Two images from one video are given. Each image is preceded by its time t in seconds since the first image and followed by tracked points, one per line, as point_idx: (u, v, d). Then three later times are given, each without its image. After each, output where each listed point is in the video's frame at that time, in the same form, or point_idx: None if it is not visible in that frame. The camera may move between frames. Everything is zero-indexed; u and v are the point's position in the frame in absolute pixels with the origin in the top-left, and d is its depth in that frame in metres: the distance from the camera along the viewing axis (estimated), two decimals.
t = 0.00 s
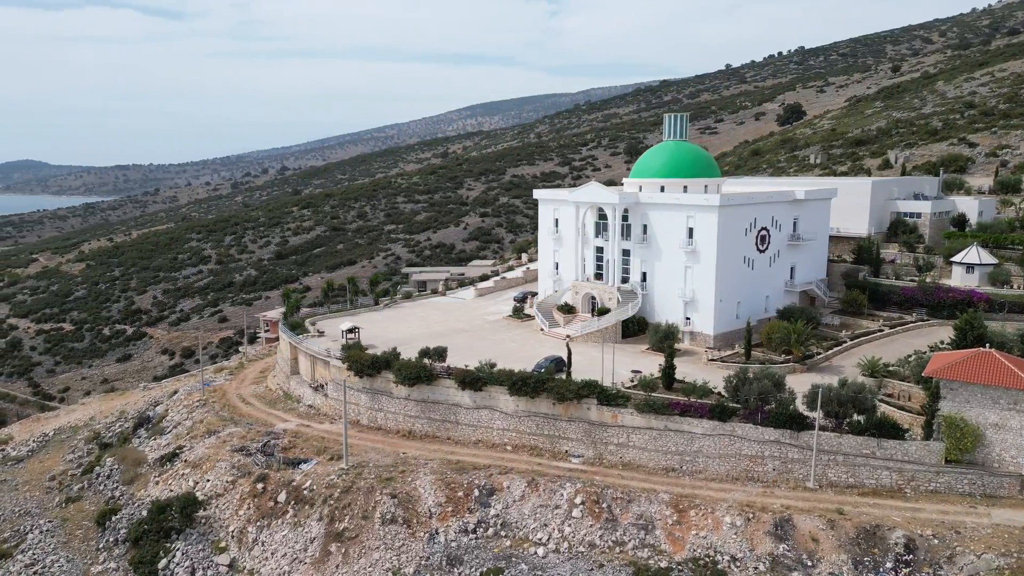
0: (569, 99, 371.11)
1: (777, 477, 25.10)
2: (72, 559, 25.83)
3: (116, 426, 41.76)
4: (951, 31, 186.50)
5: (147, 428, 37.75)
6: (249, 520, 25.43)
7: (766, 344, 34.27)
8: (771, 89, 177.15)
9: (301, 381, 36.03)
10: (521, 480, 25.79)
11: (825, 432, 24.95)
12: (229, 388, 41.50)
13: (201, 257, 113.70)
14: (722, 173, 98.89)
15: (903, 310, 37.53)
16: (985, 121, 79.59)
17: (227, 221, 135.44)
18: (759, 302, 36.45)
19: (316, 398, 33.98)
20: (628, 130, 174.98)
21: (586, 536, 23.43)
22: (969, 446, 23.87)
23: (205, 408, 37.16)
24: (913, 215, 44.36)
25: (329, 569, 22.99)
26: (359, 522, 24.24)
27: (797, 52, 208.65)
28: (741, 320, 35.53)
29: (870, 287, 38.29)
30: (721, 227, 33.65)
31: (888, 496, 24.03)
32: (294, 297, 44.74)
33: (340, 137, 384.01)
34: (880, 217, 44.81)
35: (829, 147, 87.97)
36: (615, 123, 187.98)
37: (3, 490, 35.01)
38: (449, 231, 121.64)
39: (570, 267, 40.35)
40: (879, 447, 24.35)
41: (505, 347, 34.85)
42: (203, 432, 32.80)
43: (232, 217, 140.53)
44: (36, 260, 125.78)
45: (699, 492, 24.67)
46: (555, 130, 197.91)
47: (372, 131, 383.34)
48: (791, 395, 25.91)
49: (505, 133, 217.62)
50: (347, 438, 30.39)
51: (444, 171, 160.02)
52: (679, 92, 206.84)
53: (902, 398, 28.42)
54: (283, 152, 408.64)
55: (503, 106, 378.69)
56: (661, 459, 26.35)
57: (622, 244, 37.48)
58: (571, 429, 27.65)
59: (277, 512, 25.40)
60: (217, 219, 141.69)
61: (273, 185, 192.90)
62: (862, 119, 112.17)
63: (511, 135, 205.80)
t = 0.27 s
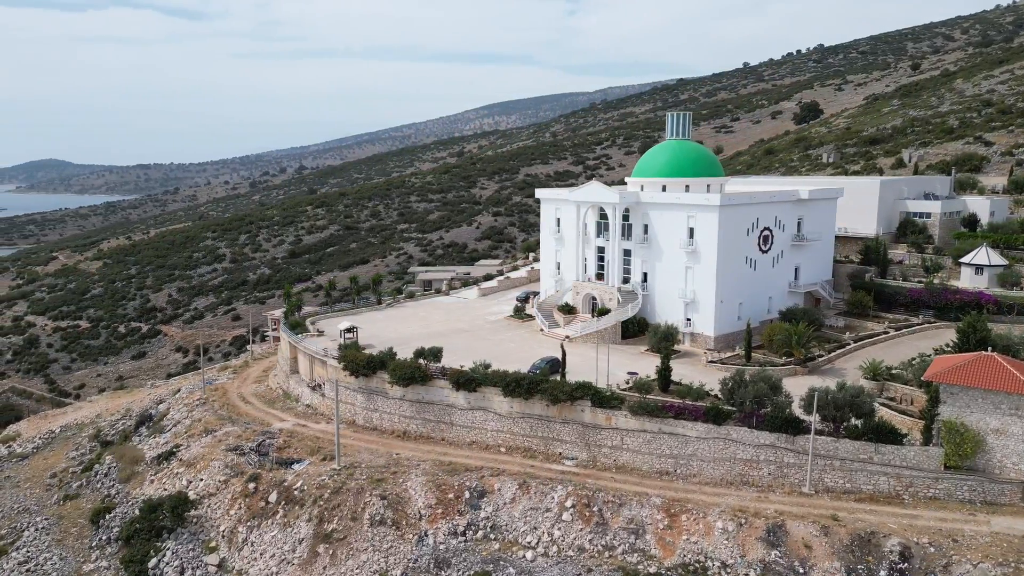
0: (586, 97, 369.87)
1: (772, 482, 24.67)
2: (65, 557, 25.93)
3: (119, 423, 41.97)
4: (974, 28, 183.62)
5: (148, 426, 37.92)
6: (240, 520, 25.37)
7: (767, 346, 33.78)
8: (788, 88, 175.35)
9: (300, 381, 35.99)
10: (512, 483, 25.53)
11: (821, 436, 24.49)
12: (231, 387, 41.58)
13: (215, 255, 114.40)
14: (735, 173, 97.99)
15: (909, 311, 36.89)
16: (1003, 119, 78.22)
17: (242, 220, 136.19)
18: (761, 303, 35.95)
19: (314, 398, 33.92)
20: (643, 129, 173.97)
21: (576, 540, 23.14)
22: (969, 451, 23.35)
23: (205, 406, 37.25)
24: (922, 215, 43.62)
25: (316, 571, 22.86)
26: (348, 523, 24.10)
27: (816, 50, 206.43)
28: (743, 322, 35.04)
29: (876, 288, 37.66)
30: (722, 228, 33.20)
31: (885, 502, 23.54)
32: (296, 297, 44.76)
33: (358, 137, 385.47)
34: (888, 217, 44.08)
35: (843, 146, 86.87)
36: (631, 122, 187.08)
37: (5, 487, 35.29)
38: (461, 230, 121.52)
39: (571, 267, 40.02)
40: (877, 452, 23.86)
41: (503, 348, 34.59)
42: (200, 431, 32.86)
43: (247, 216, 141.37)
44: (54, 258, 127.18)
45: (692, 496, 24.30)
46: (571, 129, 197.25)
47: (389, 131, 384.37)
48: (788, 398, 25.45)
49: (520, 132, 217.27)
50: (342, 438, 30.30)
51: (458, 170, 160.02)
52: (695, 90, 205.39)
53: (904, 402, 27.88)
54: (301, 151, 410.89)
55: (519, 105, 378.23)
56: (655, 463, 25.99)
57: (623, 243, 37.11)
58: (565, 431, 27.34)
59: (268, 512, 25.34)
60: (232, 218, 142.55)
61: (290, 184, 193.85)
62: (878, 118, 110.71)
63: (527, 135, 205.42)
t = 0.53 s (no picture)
0: (603, 96, 368.46)
1: (766, 487, 24.26)
2: (58, 554, 26.02)
3: (122, 421, 42.21)
4: (996, 24, 180.68)
5: (148, 424, 38.11)
6: (230, 520, 25.34)
7: (768, 348, 33.31)
8: (806, 86, 173.54)
9: (298, 380, 35.99)
10: (503, 485, 25.30)
11: (817, 441, 24.05)
12: (233, 385, 41.70)
13: (230, 254, 115.07)
14: (749, 172, 97.08)
15: (914, 313, 36.24)
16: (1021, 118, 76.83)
17: (257, 219, 136.98)
18: (764, 304, 35.46)
19: (311, 397, 33.90)
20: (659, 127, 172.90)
21: (565, 545, 22.87)
22: (968, 457, 22.81)
23: (206, 405, 37.38)
24: (930, 215, 42.89)
25: (303, 572, 22.77)
26: (336, 524, 23.99)
27: (835, 48, 204.15)
28: (744, 323, 34.56)
29: (881, 289, 37.02)
30: (722, 228, 32.74)
31: (882, 508, 23.06)
32: (298, 296, 44.83)
33: (375, 136, 386.76)
34: (897, 217, 43.38)
35: (857, 145, 85.82)
36: (646, 121, 186.11)
37: (8, 483, 35.57)
38: (474, 229, 121.40)
39: (572, 266, 39.71)
40: (873, 457, 23.39)
41: (500, 348, 34.37)
42: (198, 430, 32.94)
43: (262, 215, 142.23)
44: (73, 256, 128.61)
45: (685, 500, 23.95)
46: (586, 128, 196.56)
47: (406, 130, 385.23)
48: (784, 401, 25.00)
49: (535, 131, 216.87)
50: (336, 439, 30.23)
51: (472, 169, 159.99)
52: (712, 89, 203.82)
53: (906, 405, 27.34)
54: (318, 150, 413.05)
55: (536, 104, 377.60)
56: (649, 465, 25.67)
57: (624, 243, 36.73)
58: (559, 433, 27.05)
59: (258, 513, 25.28)
60: (248, 216, 143.38)
61: (306, 184, 194.80)
62: (895, 116, 109.19)
63: (542, 134, 204.98)
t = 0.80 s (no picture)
0: (620, 95, 366.83)
1: (760, 491, 23.86)
2: (51, 551, 26.13)
3: (125, 419, 42.41)
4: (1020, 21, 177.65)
5: (149, 422, 38.28)
6: (221, 519, 25.31)
7: (768, 350, 32.82)
8: (823, 84, 171.70)
9: (297, 379, 35.97)
10: (494, 487, 25.06)
11: (811, 445, 23.61)
12: (234, 384, 41.80)
13: (244, 253, 115.66)
14: (761, 171, 96.21)
15: (920, 315, 35.59)
16: None
17: (271, 218, 137.66)
18: (765, 305, 34.95)
19: (308, 397, 33.86)
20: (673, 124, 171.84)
21: (553, 548, 22.59)
22: (967, 463, 22.27)
23: (206, 403, 37.49)
24: (940, 215, 41.99)
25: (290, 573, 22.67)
26: (324, 525, 23.85)
27: (854, 46, 201.75)
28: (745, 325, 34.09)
29: (887, 290, 36.37)
30: (722, 228, 32.30)
31: (877, 515, 22.61)
32: (300, 296, 44.86)
33: (391, 136, 387.80)
34: (905, 217, 42.64)
35: (872, 143, 84.72)
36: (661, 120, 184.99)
37: (10, 480, 35.85)
38: (486, 228, 121.17)
39: (573, 266, 39.39)
40: (869, 462, 22.92)
41: (498, 349, 34.14)
42: (195, 429, 33.01)
43: (277, 214, 143.01)
44: (91, 254, 129.98)
45: (676, 505, 23.60)
46: (601, 127, 195.76)
47: (422, 130, 385.89)
48: (778, 405, 24.56)
49: (550, 130, 216.33)
50: (331, 439, 30.15)
51: (485, 169, 159.81)
52: (728, 87, 202.29)
53: (907, 410, 26.81)
54: (335, 149, 415.02)
55: (551, 103, 376.77)
56: (641, 469, 25.34)
57: (624, 243, 36.36)
58: (551, 435, 26.80)
59: (248, 513, 25.22)
60: (262, 216, 144.09)
61: (322, 183, 195.56)
62: (913, 114, 107.59)
63: (556, 133, 204.47)
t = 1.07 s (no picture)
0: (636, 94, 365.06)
1: (753, 496, 23.46)
2: (45, 549, 26.26)
3: (128, 416, 42.62)
4: None
5: (150, 420, 38.45)
6: (211, 518, 25.28)
7: (768, 352, 32.35)
8: (841, 83, 169.78)
9: (295, 379, 35.97)
10: (484, 489, 24.84)
11: (805, 449, 23.20)
12: (235, 383, 41.87)
13: (257, 251, 116.22)
14: (775, 170, 95.23)
15: (925, 317, 34.93)
16: None
17: (285, 217, 138.33)
18: (767, 307, 34.50)
19: (305, 396, 33.84)
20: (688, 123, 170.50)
21: (541, 552, 22.34)
22: (965, 470, 21.76)
23: (205, 402, 37.57)
24: (949, 216, 41.36)
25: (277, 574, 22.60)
26: (312, 526, 23.75)
27: (874, 44, 199.32)
28: (745, 326, 33.62)
29: (891, 292, 35.75)
30: (721, 228, 31.86)
31: (872, 522, 22.13)
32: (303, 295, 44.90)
33: (407, 135, 388.77)
34: (913, 217, 41.91)
35: (886, 142, 83.57)
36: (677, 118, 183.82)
37: (12, 477, 36.14)
38: (498, 227, 120.89)
39: (573, 266, 39.08)
40: (864, 467, 22.46)
41: (495, 349, 33.92)
42: (192, 427, 33.08)
43: (291, 213, 143.56)
44: (109, 253, 131.21)
45: (667, 509, 23.25)
46: (616, 126, 194.90)
47: (438, 129, 386.58)
48: (773, 408, 24.16)
49: (565, 129, 215.74)
50: (325, 439, 30.04)
51: (498, 168, 159.64)
52: (745, 86, 200.62)
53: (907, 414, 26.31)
54: (351, 149, 416.46)
55: (567, 102, 375.78)
56: (633, 472, 25.02)
57: (624, 243, 36.00)
58: (544, 436, 26.53)
59: (237, 513, 25.17)
60: (277, 215, 144.77)
61: (337, 182, 196.30)
62: (930, 112, 105.96)
63: (572, 132, 203.76)
